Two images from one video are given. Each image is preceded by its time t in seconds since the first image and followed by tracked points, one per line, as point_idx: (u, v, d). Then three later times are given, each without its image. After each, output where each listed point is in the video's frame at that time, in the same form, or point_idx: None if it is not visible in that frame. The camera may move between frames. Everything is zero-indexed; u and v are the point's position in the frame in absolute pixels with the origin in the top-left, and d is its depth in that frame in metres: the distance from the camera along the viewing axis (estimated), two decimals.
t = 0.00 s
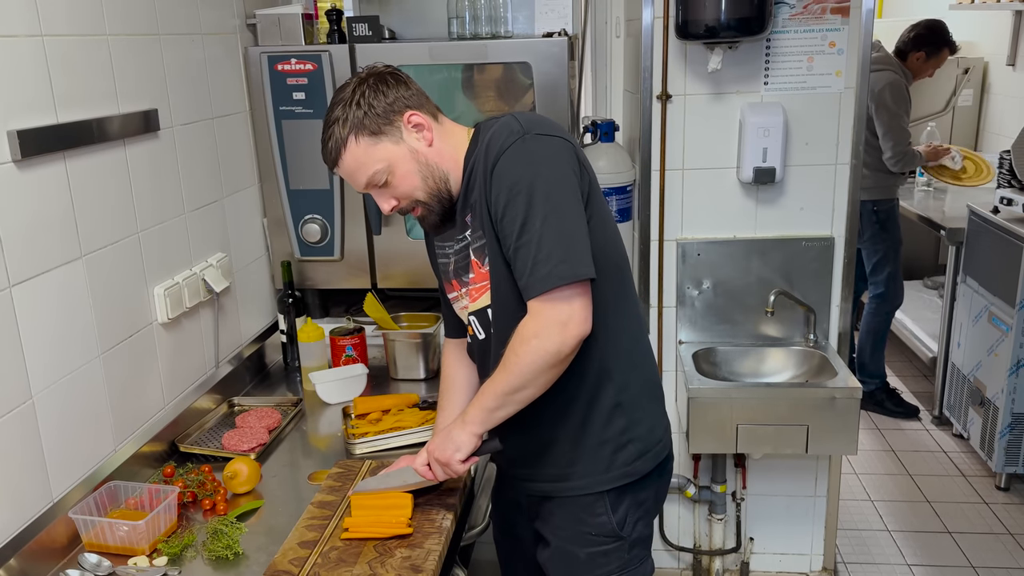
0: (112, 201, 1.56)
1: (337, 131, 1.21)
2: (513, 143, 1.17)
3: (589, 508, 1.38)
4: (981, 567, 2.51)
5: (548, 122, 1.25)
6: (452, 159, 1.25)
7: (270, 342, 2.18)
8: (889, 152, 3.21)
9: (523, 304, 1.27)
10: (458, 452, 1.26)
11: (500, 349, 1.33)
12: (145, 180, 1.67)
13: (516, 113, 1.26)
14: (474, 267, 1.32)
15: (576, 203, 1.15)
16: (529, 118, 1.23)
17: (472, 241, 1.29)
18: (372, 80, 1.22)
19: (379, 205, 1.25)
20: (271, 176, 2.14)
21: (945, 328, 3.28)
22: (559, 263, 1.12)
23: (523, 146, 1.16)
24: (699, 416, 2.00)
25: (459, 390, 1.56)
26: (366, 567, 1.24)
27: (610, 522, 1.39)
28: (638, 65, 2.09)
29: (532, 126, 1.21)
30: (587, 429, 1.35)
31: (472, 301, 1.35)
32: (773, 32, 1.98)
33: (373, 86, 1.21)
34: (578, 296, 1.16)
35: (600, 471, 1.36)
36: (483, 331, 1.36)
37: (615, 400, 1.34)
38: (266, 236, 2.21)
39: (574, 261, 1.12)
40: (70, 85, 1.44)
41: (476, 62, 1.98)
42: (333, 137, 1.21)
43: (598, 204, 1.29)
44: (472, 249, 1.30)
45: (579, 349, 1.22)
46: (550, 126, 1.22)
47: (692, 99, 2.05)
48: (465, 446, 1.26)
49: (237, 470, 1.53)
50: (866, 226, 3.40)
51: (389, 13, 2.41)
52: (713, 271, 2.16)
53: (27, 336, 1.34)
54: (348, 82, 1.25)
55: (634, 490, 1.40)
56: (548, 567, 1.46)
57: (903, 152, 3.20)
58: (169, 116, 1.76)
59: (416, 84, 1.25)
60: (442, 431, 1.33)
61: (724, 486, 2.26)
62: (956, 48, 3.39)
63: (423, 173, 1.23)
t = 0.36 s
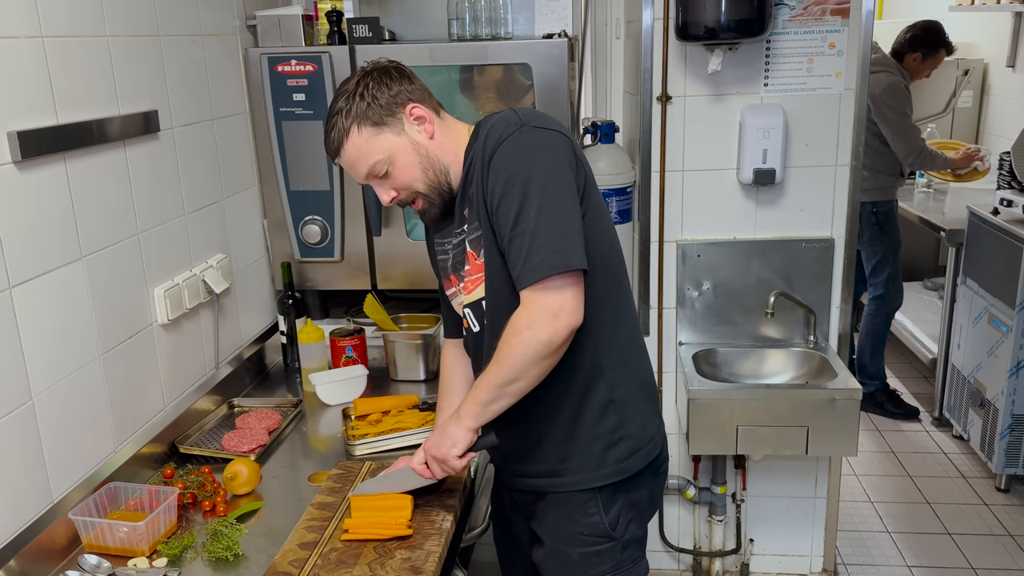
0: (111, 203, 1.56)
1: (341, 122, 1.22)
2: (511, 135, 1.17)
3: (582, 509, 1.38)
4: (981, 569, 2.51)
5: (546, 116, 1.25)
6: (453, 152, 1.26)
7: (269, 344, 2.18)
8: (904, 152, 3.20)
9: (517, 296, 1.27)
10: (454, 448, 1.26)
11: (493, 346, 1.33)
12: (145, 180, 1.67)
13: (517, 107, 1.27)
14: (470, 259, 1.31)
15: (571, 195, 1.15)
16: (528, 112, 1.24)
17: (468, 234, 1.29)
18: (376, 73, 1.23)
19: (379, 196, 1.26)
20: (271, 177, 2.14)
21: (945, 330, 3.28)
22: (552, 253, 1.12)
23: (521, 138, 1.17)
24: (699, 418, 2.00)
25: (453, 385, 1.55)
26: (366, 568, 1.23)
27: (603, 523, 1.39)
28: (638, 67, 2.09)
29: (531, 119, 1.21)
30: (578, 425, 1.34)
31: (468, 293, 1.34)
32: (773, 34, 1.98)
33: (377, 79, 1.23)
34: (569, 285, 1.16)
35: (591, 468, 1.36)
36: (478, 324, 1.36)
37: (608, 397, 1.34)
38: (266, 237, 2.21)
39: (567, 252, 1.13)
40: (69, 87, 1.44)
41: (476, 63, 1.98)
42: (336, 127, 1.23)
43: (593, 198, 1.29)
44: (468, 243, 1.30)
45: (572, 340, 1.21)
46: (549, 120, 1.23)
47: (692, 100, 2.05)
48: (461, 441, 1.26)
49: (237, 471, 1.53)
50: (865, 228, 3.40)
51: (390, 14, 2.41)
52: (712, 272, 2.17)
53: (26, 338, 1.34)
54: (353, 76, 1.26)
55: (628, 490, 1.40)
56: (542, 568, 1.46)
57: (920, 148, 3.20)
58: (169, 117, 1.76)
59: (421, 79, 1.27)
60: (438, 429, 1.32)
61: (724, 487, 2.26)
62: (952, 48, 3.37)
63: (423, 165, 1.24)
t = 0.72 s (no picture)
0: (112, 203, 1.56)
1: (347, 114, 1.23)
2: (510, 126, 1.19)
3: (578, 508, 1.38)
4: (981, 570, 2.51)
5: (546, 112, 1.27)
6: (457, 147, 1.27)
7: (269, 345, 2.18)
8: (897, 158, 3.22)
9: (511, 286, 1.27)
10: (446, 439, 1.26)
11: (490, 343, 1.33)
12: (145, 181, 1.67)
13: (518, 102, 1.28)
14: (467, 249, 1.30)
15: (565, 185, 1.15)
16: (528, 106, 1.25)
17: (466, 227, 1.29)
18: (385, 68, 1.25)
19: (382, 188, 1.26)
20: (272, 178, 2.14)
21: (945, 331, 3.28)
22: (543, 240, 1.12)
23: (518, 129, 1.18)
24: (699, 419, 2.00)
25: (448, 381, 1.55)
26: (366, 569, 1.23)
27: (599, 522, 1.39)
28: (638, 68, 2.09)
29: (530, 112, 1.22)
30: (572, 418, 1.34)
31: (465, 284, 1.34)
32: (773, 35, 1.99)
33: (385, 73, 1.24)
34: (558, 273, 1.16)
35: (584, 461, 1.35)
36: (475, 315, 1.35)
37: (603, 393, 1.34)
38: (267, 239, 2.22)
39: (558, 240, 1.12)
40: (69, 88, 1.44)
41: (476, 65, 1.98)
42: (343, 119, 1.24)
43: (589, 194, 1.30)
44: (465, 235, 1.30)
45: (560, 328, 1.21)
46: (548, 114, 1.24)
47: (692, 101, 2.06)
48: (451, 432, 1.26)
49: (237, 472, 1.52)
50: (868, 229, 3.40)
51: (390, 15, 2.41)
52: (712, 273, 2.17)
53: (26, 339, 1.34)
54: (361, 71, 1.27)
55: (624, 490, 1.40)
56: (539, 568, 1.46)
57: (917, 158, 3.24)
58: (170, 118, 1.76)
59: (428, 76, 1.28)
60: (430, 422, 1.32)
61: (724, 488, 2.26)
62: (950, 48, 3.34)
63: (427, 159, 1.24)
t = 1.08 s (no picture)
0: (112, 204, 1.56)
1: (346, 114, 1.23)
2: (499, 125, 1.19)
3: (575, 506, 1.38)
4: (981, 570, 2.51)
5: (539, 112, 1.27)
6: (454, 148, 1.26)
7: (269, 345, 2.18)
8: (894, 164, 3.24)
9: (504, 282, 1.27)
10: (442, 446, 1.26)
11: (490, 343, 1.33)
12: (145, 181, 1.67)
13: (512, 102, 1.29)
14: (462, 249, 1.31)
15: (553, 182, 1.15)
16: (520, 106, 1.25)
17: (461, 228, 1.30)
18: (384, 70, 1.25)
19: (380, 188, 1.25)
20: (272, 179, 2.14)
21: (945, 332, 3.28)
22: (530, 237, 1.12)
23: (508, 127, 1.18)
24: (699, 420, 2.00)
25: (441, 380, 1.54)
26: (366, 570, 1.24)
27: (596, 520, 1.39)
28: (638, 69, 2.09)
29: (521, 111, 1.23)
30: (570, 414, 1.34)
31: (460, 284, 1.34)
32: (773, 36, 1.99)
33: (384, 75, 1.24)
34: (544, 266, 1.15)
35: (582, 456, 1.35)
36: (472, 315, 1.36)
37: (600, 390, 1.34)
38: (267, 239, 2.22)
39: (545, 237, 1.12)
40: (69, 89, 1.44)
41: (476, 65, 1.98)
42: (342, 119, 1.24)
43: (582, 194, 1.30)
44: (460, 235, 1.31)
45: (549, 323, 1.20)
46: (540, 114, 1.24)
47: (692, 102, 2.06)
48: (447, 438, 1.25)
49: (237, 473, 1.52)
50: (870, 230, 3.39)
51: (390, 16, 2.42)
52: (712, 274, 2.17)
53: (26, 340, 1.34)
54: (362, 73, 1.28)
55: (622, 489, 1.40)
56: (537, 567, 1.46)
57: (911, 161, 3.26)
58: (170, 119, 1.76)
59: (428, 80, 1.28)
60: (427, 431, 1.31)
61: (724, 489, 2.26)
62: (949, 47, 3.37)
63: (424, 160, 1.24)
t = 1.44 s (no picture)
0: (112, 205, 1.56)
1: (346, 119, 1.22)
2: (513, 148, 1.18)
3: (576, 508, 1.38)
4: (981, 571, 2.51)
5: (550, 129, 1.26)
6: (455, 156, 1.27)
7: (269, 346, 2.18)
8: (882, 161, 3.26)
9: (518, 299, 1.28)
10: (445, 456, 1.23)
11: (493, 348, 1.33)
12: (145, 182, 1.67)
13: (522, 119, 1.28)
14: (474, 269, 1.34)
15: (572, 206, 1.14)
16: (532, 125, 1.24)
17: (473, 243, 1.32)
18: (383, 72, 1.24)
19: (379, 195, 1.26)
20: (272, 180, 2.14)
21: (945, 333, 3.28)
22: (553, 265, 1.12)
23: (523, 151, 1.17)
24: (699, 420, 2.00)
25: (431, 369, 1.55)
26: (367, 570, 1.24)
27: (597, 523, 1.38)
28: (638, 69, 2.09)
29: (534, 132, 1.22)
30: (577, 431, 1.35)
31: (472, 300, 1.37)
32: (773, 36, 1.99)
33: (384, 78, 1.23)
34: (574, 291, 1.13)
35: (589, 473, 1.35)
36: (481, 330, 1.38)
37: (607, 402, 1.34)
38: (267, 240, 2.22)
39: (568, 264, 1.12)
40: (68, 89, 1.44)
41: (476, 66, 1.98)
42: (340, 123, 1.23)
43: (597, 211, 1.29)
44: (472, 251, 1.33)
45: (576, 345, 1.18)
46: (552, 133, 1.23)
47: (692, 102, 2.06)
48: (451, 449, 1.23)
49: (237, 473, 1.52)
50: (870, 230, 3.40)
51: (390, 16, 2.42)
52: (712, 275, 2.17)
53: (26, 341, 1.34)
54: (360, 72, 1.26)
55: (623, 491, 1.39)
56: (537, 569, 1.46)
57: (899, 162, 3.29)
58: (170, 120, 1.76)
59: (427, 81, 1.27)
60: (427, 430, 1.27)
61: (724, 489, 2.26)
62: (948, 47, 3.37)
63: (426, 169, 1.24)
